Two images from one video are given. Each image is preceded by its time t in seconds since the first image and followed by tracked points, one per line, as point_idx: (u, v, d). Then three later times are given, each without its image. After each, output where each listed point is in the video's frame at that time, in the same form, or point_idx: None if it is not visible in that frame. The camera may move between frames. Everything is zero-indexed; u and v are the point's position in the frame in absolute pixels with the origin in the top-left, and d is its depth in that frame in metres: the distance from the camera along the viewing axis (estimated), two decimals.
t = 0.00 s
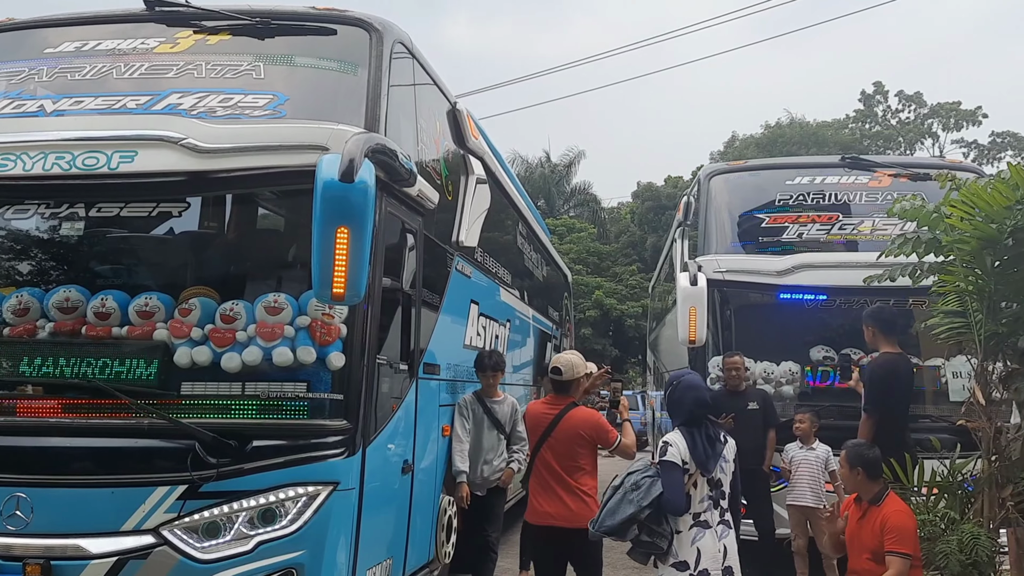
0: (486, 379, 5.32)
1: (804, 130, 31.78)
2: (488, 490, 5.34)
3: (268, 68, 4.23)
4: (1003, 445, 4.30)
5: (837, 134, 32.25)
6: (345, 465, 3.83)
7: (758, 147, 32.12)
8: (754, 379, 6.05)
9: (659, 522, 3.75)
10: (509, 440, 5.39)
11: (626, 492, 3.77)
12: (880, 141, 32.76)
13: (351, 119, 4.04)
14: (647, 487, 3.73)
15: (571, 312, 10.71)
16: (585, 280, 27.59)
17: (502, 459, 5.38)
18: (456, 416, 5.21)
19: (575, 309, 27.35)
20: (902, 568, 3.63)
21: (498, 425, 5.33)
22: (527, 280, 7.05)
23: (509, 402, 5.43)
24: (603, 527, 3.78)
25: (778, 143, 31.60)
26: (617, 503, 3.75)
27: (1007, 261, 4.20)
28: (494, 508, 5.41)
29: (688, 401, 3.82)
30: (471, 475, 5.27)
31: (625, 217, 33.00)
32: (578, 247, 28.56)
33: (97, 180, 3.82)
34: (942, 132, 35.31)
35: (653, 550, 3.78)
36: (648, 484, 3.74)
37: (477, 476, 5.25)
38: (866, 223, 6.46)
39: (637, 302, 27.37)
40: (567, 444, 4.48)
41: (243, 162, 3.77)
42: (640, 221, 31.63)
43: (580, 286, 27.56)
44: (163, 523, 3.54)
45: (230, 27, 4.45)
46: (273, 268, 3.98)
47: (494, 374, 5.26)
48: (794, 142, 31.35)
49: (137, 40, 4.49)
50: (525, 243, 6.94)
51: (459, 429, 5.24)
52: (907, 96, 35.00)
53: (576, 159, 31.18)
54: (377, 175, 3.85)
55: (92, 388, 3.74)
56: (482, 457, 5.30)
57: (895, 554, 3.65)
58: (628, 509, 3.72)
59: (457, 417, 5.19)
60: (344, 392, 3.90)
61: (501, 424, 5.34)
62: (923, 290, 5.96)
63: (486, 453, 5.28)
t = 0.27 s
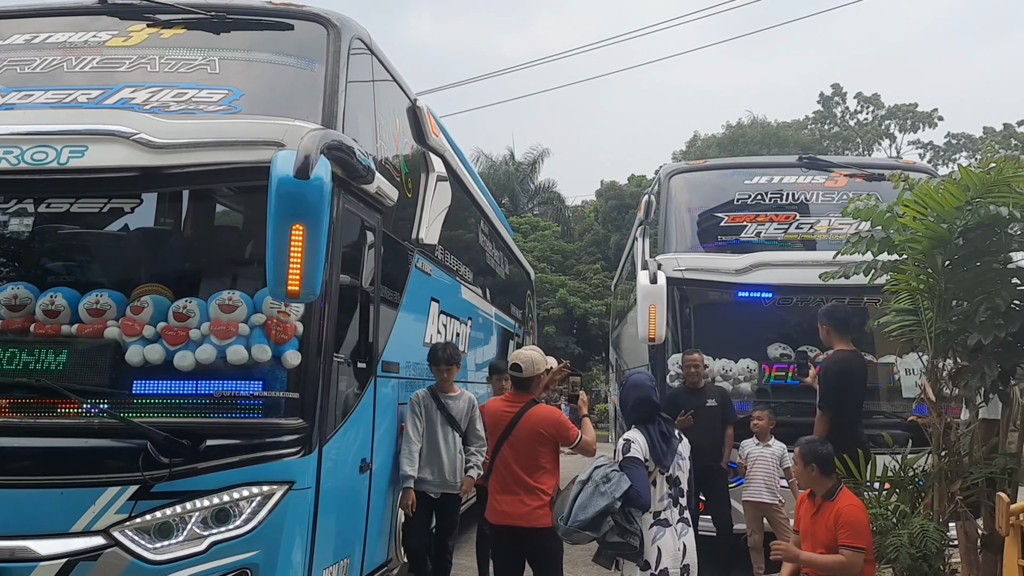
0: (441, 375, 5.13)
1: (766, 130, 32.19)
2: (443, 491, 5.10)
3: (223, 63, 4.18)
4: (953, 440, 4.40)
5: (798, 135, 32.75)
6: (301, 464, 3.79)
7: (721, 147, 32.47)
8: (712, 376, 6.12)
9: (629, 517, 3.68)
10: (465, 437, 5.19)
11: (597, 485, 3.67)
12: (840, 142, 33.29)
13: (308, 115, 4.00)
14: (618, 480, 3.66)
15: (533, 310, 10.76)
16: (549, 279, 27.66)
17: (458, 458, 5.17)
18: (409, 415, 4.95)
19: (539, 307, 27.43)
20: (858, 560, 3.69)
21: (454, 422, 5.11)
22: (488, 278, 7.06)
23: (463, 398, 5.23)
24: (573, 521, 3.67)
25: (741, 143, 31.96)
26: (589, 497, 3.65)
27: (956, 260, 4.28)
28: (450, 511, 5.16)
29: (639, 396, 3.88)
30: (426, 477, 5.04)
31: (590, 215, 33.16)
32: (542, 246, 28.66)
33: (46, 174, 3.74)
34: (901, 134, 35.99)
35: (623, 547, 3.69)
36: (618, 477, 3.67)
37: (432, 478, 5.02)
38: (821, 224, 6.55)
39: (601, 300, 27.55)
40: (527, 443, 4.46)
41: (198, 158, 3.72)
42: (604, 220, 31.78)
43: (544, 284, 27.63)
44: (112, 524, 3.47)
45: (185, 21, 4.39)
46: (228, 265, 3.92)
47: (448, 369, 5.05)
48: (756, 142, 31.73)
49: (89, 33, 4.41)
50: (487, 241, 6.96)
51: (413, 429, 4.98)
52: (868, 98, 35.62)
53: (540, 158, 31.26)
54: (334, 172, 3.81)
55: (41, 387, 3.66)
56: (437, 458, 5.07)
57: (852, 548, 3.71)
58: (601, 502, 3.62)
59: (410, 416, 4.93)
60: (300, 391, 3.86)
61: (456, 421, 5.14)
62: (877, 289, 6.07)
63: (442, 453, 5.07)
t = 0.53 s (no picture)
0: (404, 372, 4.96)
1: (740, 129, 32.43)
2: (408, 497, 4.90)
3: (191, 59, 4.14)
4: (918, 436, 4.47)
5: (772, 134, 33.05)
6: (269, 463, 3.76)
7: (696, 145, 32.66)
8: (684, 371, 6.22)
9: (609, 512, 3.65)
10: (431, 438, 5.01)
11: (575, 479, 3.68)
12: (813, 141, 33.61)
13: (277, 111, 3.97)
14: (596, 473, 3.67)
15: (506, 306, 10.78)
16: (524, 276, 27.70)
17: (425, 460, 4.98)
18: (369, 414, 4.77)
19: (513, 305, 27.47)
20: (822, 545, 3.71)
21: (418, 421, 4.93)
22: (462, 276, 7.07)
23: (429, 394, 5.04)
24: (551, 515, 3.65)
25: (715, 141, 32.17)
26: (567, 490, 3.65)
27: (923, 258, 4.33)
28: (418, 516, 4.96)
29: (612, 396, 3.89)
30: (390, 478, 4.86)
31: (564, 213, 33.25)
32: (517, 243, 28.71)
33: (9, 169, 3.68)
34: (873, 133, 36.40)
35: (604, 545, 3.63)
36: (596, 471, 3.67)
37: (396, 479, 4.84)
38: (792, 222, 6.59)
39: (576, 298, 27.65)
40: (509, 443, 4.35)
41: (164, 154, 3.68)
42: (579, 218, 31.80)
43: (519, 282, 27.65)
44: (76, 524, 3.42)
45: (152, 16, 4.35)
46: (195, 262, 3.88)
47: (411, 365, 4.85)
48: (730, 141, 31.96)
49: (54, 27, 4.34)
50: (460, 238, 6.96)
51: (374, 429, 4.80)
52: (841, 98, 36.00)
53: (516, 155, 31.28)
54: (303, 168, 3.77)
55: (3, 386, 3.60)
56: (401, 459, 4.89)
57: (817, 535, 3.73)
58: (579, 494, 3.61)
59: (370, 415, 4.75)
60: (267, 390, 3.82)
61: (421, 420, 4.95)
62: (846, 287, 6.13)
63: (406, 453, 4.88)
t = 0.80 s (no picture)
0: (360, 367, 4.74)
1: (715, 128, 32.64)
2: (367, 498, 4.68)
3: (158, 54, 4.10)
4: (886, 432, 4.52)
5: (746, 134, 33.32)
6: (238, 462, 3.72)
7: (671, 145, 32.84)
8: (656, 368, 6.26)
9: (589, 518, 3.68)
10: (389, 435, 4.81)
11: (552, 489, 3.67)
12: (787, 140, 33.90)
13: (247, 107, 3.93)
14: (574, 481, 3.67)
15: (480, 305, 10.78)
16: (499, 274, 27.74)
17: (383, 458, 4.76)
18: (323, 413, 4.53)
19: (488, 303, 27.46)
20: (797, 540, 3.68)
21: (376, 418, 4.72)
22: (436, 274, 7.07)
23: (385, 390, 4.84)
24: (532, 529, 3.64)
25: (689, 140, 32.37)
26: (546, 502, 3.64)
27: (890, 257, 4.38)
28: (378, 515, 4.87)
29: (589, 395, 3.88)
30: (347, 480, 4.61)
31: (540, 211, 33.29)
32: (492, 241, 28.77)
33: None
34: (846, 133, 36.81)
35: (586, 549, 3.68)
36: (573, 478, 3.67)
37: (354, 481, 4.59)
38: (763, 220, 6.64)
39: (551, 296, 27.72)
40: (501, 445, 4.09)
41: (131, 150, 3.63)
42: (553, 216, 31.83)
43: (494, 280, 27.65)
44: (40, 525, 3.36)
45: (119, 11, 4.29)
46: (163, 260, 3.83)
47: (366, 360, 4.66)
48: (704, 140, 32.21)
49: (19, 21, 4.27)
50: (434, 237, 6.95)
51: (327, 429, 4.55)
52: (814, 98, 36.36)
53: (491, 153, 31.27)
54: (272, 165, 3.73)
55: None
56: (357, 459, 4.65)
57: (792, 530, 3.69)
58: (559, 506, 3.62)
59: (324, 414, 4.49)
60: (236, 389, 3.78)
61: (379, 417, 4.75)
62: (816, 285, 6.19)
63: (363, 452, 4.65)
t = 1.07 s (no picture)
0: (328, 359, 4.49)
1: (689, 128, 32.84)
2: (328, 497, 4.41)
3: (126, 51, 4.05)
4: (855, 428, 4.57)
5: (721, 133, 33.57)
6: (208, 462, 3.66)
7: (647, 144, 33.00)
8: (629, 367, 6.29)
9: (562, 516, 3.68)
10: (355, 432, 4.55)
11: (526, 489, 3.66)
12: (761, 141, 34.20)
13: (216, 105, 3.90)
14: (546, 480, 3.67)
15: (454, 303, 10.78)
16: (475, 274, 27.76)
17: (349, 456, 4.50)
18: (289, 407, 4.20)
19: (464, 302, 27.47)
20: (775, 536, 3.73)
21: (343, 414, 4.47)
22: (411, 273, 7.07)
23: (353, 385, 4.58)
24: (506, 528, 3.62)
25: (664, 140, 32.56)
26: (518, 502, 3.62)
27: (858, 256, 4.43)
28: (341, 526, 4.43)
29: (561, 395, 3.90)
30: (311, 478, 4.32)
31: (516, 210, 33.34)
32: (467, 241, 28.81)
33: None
34: (819, 134, 37.20)
35: (559, 547, 3.67)
36: (546, 479, 3.67)
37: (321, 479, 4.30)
38: (735, 220, 6.70)
39: (527, 295, 27.78)
40: (486, 444, 4.07)
41: (99, 148, 3.59)
42: (529, 215, 31.86)
43: (469, 279, 27.66)
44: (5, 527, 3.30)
45: (87, 7, 4.25)
46: (131, 259, 3.77)
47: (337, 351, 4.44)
48: (678, 140, 32.44)
49: None
50: (408, 236, 6.94)
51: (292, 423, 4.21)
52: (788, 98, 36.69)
53: (468, 152, 31.26)
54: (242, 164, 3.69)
55: None
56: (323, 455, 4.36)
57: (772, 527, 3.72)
58: (532, 505, 3.61)
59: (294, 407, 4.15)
60: (206, 388, 3.73)
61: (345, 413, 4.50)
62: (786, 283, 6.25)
63: (329, 451, 4.37)
